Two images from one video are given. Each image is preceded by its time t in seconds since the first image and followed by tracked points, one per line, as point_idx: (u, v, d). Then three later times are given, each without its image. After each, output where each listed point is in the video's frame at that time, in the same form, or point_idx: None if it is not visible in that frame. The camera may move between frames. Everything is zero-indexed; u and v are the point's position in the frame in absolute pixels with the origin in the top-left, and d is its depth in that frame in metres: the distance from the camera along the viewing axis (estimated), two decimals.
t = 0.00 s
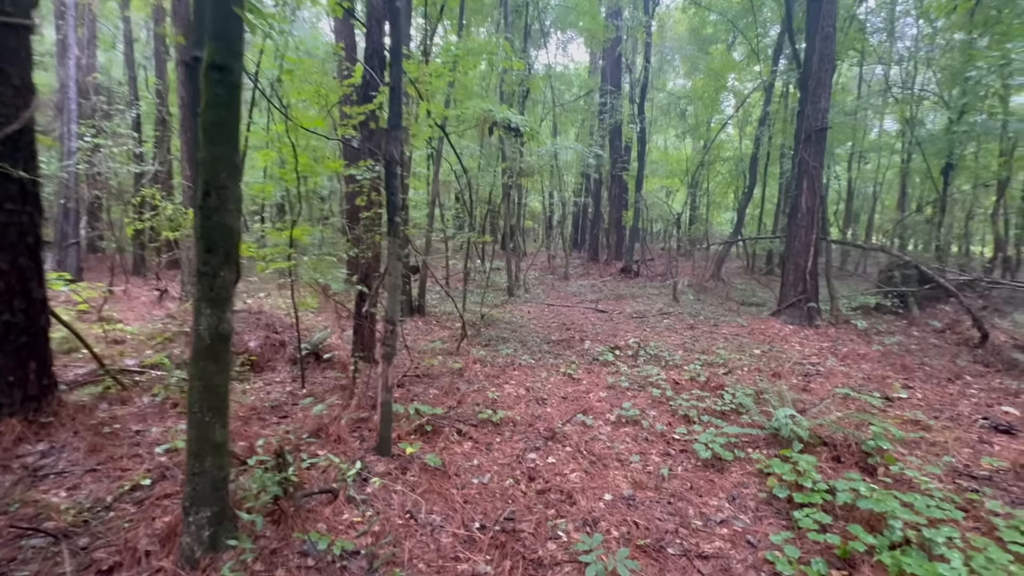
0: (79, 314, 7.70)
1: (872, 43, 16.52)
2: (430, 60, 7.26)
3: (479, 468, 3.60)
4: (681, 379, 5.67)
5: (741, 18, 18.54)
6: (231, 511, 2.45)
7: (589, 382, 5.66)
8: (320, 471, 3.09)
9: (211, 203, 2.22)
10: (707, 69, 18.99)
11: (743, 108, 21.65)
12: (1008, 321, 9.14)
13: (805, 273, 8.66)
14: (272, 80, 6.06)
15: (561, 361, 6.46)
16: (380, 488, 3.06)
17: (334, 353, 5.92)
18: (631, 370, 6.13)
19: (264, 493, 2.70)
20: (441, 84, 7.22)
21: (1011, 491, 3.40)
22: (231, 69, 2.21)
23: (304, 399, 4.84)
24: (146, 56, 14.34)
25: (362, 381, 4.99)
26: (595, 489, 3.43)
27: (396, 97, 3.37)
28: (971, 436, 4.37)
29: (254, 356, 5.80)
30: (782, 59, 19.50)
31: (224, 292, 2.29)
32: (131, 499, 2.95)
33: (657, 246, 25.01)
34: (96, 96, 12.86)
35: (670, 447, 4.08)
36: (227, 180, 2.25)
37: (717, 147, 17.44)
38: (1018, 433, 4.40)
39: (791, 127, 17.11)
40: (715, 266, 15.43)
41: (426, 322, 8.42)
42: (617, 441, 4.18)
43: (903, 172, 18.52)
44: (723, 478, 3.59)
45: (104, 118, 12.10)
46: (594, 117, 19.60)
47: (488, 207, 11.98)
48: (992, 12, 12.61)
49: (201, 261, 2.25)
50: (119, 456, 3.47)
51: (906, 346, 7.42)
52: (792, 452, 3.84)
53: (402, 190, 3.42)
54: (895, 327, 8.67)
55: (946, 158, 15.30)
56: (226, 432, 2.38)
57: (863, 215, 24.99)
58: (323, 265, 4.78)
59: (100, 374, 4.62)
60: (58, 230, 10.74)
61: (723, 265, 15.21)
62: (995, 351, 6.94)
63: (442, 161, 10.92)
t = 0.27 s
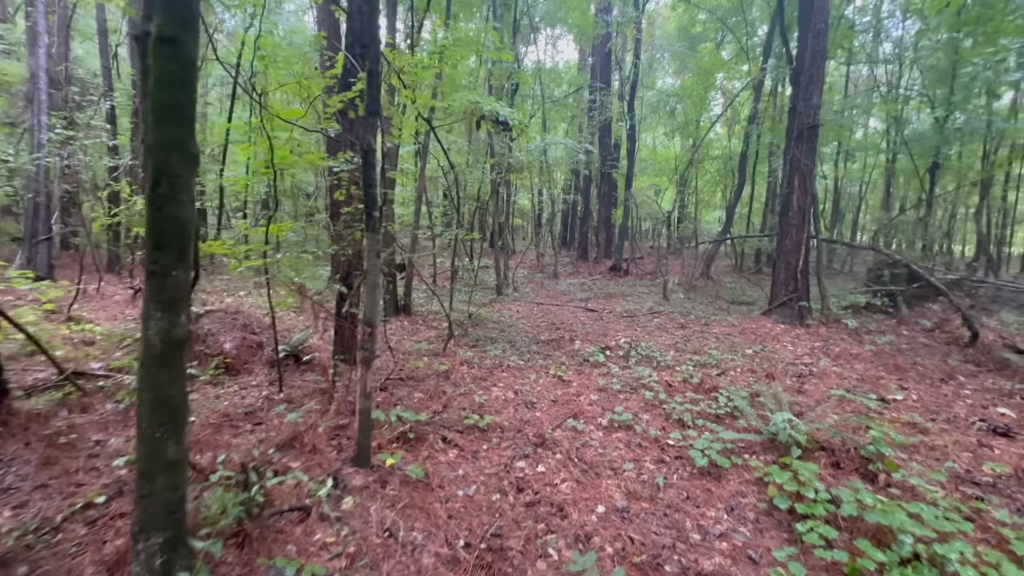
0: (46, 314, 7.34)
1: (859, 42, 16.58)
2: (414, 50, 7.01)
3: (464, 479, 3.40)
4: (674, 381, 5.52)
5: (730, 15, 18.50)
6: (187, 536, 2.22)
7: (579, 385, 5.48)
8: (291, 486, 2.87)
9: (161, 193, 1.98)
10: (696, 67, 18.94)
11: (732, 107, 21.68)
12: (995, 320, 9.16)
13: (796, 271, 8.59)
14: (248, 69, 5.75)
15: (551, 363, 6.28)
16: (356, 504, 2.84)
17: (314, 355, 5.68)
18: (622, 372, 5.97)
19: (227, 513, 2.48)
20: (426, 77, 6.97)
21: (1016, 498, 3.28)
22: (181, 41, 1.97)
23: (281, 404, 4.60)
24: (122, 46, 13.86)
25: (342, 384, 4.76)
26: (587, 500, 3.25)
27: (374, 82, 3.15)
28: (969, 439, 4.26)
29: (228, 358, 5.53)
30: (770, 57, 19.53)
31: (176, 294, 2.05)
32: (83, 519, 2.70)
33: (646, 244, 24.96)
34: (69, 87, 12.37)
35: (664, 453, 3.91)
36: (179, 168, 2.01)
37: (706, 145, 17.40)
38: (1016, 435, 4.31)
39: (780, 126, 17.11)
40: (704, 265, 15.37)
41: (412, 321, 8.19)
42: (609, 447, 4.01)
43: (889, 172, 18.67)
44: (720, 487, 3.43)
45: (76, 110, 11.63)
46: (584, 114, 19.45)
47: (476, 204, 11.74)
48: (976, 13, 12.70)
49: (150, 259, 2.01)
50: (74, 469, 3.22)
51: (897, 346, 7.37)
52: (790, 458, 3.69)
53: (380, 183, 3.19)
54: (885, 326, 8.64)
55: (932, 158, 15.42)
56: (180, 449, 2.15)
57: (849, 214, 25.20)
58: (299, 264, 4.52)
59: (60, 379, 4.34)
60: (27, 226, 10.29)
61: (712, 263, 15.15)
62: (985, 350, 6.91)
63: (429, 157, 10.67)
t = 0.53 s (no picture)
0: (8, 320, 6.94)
1: (846, 46, 16.67)
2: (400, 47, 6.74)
3: (450, 504, 3.18)
4: (668, 391, 5.35)
5: (719, 18, 18.49)
6: None
7: (571, 396, 5.28)
8: (261, 519, 2.63)
9: (100, 201, 1.74)
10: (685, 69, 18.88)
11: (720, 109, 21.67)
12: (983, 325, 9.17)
13: (787, 276, 8.49)
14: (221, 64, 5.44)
15: (541, 371, 6.07)
16: (332, 539, 2.61)
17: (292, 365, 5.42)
18: (614, 381, 5.79)
19: (184, 556, 2.24)
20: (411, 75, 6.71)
21: None
22: (123, 29, 1.73)
23: (256, 420, 4.34)
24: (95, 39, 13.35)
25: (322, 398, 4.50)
26: (581, 526, 3.05)
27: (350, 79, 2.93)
28: (971, 452, 4.15)
29: (201, 369, 5.24)
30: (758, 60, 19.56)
31: (120, 316, 1.81)
32: (25, 559, 2.43)
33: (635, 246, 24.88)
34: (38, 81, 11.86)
35: (661, 471, 3.74)
36: (121, 174, 1.76)
37: (695, 147, 17.36)
38: (1017, 448, 4.21)
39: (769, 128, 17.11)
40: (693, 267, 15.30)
41: (398, 327, 7.93)
42: (603, 465, 3.82)
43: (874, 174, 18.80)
44: (720, 509, 3.26)
45: (45, 104, 11.13)
46: (573, 115, 19.29)
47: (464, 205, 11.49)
48: (961, 18, 12.80)
49: (89, 277, 1.76)
50: (20, 500, 2.93)
51: (889, 351, 7.30)
52: (791, 478, 3.53)
53: (357, 187, 2.95)
54: (876, 331, 8.58)
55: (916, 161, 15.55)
56: (126, 490, 1.91)
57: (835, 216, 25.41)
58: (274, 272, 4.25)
59: (15, 396, 4.03)
60: None
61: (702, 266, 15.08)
62: (976, 356, 6.86)
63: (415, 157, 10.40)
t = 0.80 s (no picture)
0: None
1: (833, 45, 16.74)
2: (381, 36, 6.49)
3: (429, 519, 3.01)
4: (656, 393, 5.24)
5: (707, 14, 18.42)
6: None
7: (557, 399, 5.15)
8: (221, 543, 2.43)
9: (22, 199, 1.52)
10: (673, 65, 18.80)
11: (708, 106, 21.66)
12: (966, 323, 9.23)
13: (775, 274, 8.44)
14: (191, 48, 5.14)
15: (527, 373, 5.93)
16: (300, 563, 2.43)
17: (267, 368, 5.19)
18: (602, 382, 5.66)
19: None
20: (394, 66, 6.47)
21: (1019, 527, 3.09)
22: None
23: (227, 428, 4.13)
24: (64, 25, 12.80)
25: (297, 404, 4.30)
26: (567, 541, 2.91)
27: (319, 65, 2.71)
28: (961, 456, 4.10)
29: (170, 373, 5.00)
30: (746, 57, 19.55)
31: (48, 330, 1.60)
32: None
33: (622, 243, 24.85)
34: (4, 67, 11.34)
35: (650, 479, 3.62)
36: (45, 167, 1.54)
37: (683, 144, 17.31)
38: (1006, 451, 4.17)
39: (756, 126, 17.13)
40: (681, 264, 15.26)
41: (380, 327, 7.71)
42: (590, 474, 3.68)
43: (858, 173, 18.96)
44: (711, 520, 3.14)
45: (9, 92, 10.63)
46: (561, 110, 19.10)
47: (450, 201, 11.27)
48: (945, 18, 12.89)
49: (11, 284, 1.55)
50: None
51: (876, 351, 7.29)
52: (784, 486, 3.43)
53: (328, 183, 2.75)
54: (862, 330, 8.59)
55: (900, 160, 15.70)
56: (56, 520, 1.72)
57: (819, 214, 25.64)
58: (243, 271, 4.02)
59: None
60: None
61: (689, 263, 15.05)
62: (961, 356, 6.88)
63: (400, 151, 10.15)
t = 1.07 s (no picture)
0: None
1: (819, 37, 16.66)
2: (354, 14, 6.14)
3: (394, 526, 2.80)
4: (640, 388, 5.07)
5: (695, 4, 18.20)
6: None
7: (537, 394, 4.95)
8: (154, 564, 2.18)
9: None
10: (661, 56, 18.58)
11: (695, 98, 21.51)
12: (948, 317, 9.25)
13: (761, 267, 8.32)
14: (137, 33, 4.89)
15: (507, 367, 5.72)
16: None
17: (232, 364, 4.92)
18: (584, 378, 5.47)
19: None
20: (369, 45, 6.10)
21: (1011, 528, 2.98)
22: None
23: (182, 428, 3.85)
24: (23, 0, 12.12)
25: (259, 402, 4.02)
26: (542, 550, 2.72)
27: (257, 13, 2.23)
28: (948, 452, 4.00)
29: (125, 368, 4.69)
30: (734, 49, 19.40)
31: None
32: None
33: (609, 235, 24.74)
34: None
35: (631, 480, 3.44)
36: None
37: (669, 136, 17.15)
38: (994, 447, 4.08)
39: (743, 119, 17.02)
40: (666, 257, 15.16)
41: (357, 320, 7.43)
42: (568, 475, 3.50)
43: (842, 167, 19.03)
44: (694, 524, 2.98)
45: None
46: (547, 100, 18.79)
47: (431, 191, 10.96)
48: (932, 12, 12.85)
49: None
50: None
51: (860, 344, 7.23)
52: (771, 487, 3.27)
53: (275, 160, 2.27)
54: (846, 323, 8.54)
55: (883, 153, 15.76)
56: None
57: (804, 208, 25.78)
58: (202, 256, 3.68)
59: None
60: None
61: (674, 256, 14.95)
62: (944, 349, 6.84)
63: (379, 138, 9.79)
